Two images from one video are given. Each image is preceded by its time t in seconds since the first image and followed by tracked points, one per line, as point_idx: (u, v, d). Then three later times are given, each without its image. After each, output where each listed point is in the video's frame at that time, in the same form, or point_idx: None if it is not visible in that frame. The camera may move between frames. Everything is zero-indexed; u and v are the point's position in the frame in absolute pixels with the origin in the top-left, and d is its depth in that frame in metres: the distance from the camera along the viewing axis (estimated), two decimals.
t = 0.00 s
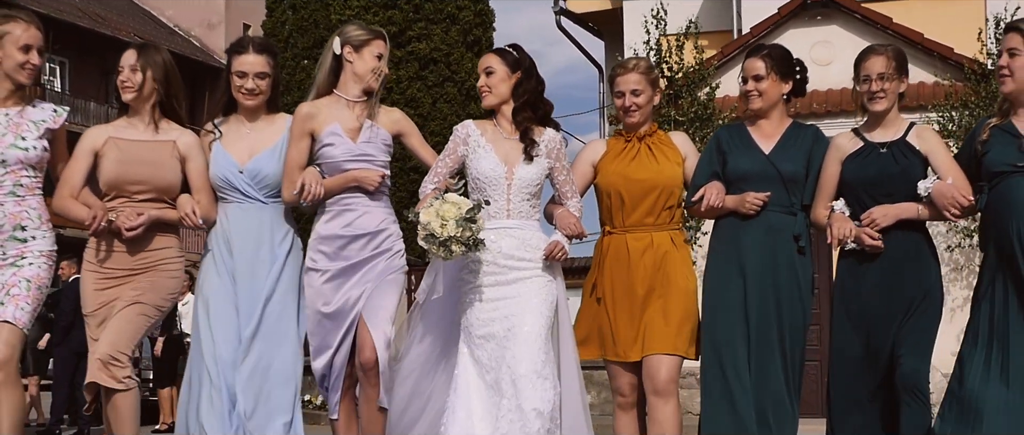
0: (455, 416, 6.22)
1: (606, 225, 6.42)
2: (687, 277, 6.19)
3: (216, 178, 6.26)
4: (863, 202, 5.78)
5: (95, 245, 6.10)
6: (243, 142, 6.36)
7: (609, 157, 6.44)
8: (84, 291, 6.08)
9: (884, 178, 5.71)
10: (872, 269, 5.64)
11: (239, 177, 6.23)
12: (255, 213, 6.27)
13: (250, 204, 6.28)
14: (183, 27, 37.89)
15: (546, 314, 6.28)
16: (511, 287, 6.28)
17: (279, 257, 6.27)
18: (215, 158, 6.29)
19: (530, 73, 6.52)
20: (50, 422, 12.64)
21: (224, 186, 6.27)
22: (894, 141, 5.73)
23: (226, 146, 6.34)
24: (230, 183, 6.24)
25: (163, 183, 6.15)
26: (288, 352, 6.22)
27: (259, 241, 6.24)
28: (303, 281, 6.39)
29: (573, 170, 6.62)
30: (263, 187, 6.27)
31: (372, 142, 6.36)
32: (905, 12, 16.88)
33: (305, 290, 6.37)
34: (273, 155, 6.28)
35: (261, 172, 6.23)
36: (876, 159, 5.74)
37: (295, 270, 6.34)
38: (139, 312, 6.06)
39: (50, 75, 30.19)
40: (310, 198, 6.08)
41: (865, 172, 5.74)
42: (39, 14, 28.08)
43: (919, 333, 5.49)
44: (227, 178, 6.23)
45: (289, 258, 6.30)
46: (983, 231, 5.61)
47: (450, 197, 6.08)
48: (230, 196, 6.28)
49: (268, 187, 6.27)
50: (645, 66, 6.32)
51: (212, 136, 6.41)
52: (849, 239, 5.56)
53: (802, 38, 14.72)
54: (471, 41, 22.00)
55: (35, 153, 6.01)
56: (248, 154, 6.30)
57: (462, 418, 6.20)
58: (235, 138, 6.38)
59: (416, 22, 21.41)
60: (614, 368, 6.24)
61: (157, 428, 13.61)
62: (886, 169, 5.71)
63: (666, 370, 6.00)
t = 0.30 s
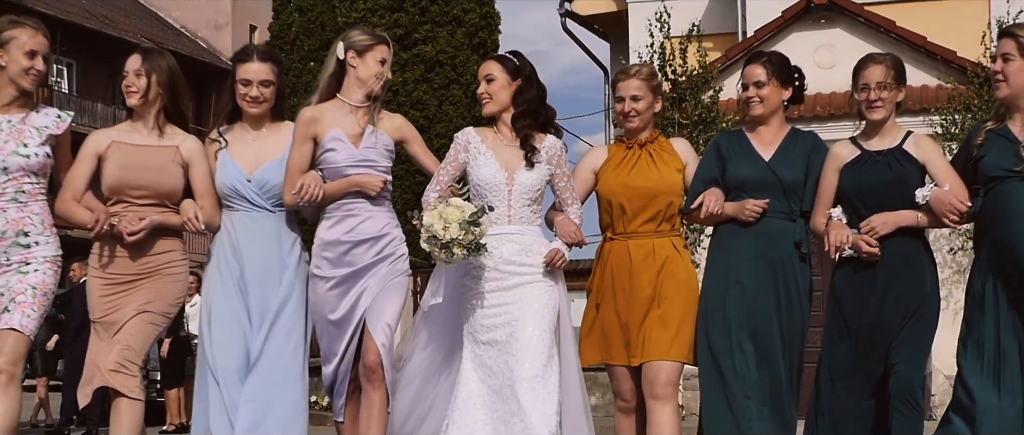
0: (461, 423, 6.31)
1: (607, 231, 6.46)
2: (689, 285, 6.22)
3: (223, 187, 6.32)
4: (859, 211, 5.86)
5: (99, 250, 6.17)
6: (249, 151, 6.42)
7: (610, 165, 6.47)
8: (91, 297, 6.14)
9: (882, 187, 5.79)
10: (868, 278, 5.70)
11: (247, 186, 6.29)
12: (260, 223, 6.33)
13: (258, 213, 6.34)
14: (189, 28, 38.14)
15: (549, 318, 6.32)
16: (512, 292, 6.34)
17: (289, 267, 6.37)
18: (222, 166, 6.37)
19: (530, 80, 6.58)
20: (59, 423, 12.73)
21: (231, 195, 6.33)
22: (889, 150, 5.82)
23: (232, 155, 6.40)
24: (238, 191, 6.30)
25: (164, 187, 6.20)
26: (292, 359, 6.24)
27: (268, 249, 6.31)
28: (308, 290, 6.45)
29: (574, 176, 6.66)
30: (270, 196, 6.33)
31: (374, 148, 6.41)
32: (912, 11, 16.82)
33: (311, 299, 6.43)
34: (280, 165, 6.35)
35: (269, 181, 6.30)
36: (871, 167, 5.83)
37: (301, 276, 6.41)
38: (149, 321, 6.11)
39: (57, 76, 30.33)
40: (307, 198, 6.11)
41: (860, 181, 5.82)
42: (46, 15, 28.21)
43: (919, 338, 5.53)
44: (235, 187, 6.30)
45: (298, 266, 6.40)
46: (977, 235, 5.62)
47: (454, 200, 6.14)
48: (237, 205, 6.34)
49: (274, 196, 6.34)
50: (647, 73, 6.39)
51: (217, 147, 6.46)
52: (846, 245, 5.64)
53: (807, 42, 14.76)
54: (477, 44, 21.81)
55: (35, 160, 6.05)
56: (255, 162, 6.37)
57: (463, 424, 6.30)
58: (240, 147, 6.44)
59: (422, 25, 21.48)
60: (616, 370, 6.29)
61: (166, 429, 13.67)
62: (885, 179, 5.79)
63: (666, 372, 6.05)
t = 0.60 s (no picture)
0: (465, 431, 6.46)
1: (607, 240, 6.48)
2: (689, 294, 6.26)
3: (226, 195, 6.36)
4: (854, 223, 5.88)
5: (99, 258, 6.23)
6: (251, 160, 6.45)
7: (610, 175, 6.49)
8: (95, 308, 6.19)
9: (878, 196, 5.81)
10: (859, 286, 5.78)
11: (251, 194, 6.33)
12: (262, 229, 6.37)
13: (262, 221, 6.38)
14: (196, 30, 38.28)
15: (550, 327, 6.37)
16: (514, 302, 6.38)
17: (293, 274, 6.41)
18: (224, 175, 6.40)
19: (529, 91, 6.62)
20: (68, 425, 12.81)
21: (234, 203, 6.36)
22: (886, 159, 5.84)
23: (235, 163, 6.43)
24: (241, 199, 6.34)
25: (165, 196, 6.25)
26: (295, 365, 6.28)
27: (270, 258, 6.35)
28: (312, 299, 6.48)
29: (574, 186, 6.70)
30: (275, 204, 6.38)
31: (375, 160, 6.46)
32: (919, 14, 16.83)
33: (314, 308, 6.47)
34: (282, 172, 6.40)
35: (273, 190, 6.35)
36: (869, 176, 5.84)
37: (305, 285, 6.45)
38: (154, 335, 6.16)
39: (64, 78, 30.50)
40: (306, 211, 6.16)
41: (857, 189, 5.84)
42: (53, 17, 28.38)
43: (910, 344, 5.64)
44: (238, 195, 6.33)
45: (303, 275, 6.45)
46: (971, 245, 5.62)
47: (455, 210, 6.19)
48: (242, 213, 6.38)
49: (278, 203, 6.38)
50: (648, 81, 6.45)
51: (218, 156, 6.48)
52: (839, 253, 5.75)
53: (809, 45, 14.82)
54: (481, 47, 21.95)
55: (37, 170, 6.10)
56: (258, 170, 6.41)
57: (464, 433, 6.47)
58: (243, 156, 6.46)
59: (427, 29, 21.49)
60: (615, 375, 6.33)
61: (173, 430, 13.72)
62: (881, 188, 5.81)
63: (666, 375, 6.10)
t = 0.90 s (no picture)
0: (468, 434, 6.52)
1: (606, 242, 6.51)
2: (686, 297, 6.29)
3: (227, 195, 6.40)
4: (848, 224, 5.93)
5: (100, 260, 6.29)
6: (252, 159, 6.49)
7: (610, 177, 6.51)
8: (97, 312, 6.24)
9: (874, 198, 5.85)
10: (854, 288, 5.84)
11: (250, 193, 6.37)
12: (262, 229, 6.41)
13: (262, 220, 6.42)
14: (200, 29, 38.40)
15: (548, 331, 6.41)
16: (512, 306, 6.42)
17: (290, 274, 6.43)
18: (224, 176, 6.44)
19: (529, 96, 6.70)
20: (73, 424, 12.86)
21: (234, 203, 6.40)
22: (885, 160, 5.87)
23: (234, 164, 6.47)
24: (241, 199, 6.38)
25: (165, 199, 6.29)
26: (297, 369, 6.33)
27: (269, 260, 6.37)
28: (311, 304, 6.51)
29: (573, 189, 6.73)
30: (275, 203, 6.42)
31: (376, 166, 6.48)
32: (920, 12, 16.87)
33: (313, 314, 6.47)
34: (282, 172, 6.43)
35: (272, 188, 6.39)
36: (866, 177, 5.88)
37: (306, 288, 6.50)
38: (157, 341, 6.19)
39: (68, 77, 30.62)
40: (306, 217, 6.21)
41: (854, 190, 5.89)
42: (57, 17, 28.50)
43: (904, 346, 5.68)
44: (238, 194, 6.37)
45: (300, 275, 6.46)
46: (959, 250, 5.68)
47: (455, 219, 6.22)
48: (241, 212, 6.41)
49: (278, 202, 6.42)
50: (649, 83, 6.48)
51: (219, 157, 6.53)
52: (833, 254, 5.76)
53: (809, 45, 14.85)
54: (485, 47, 22.00)
55: (36, 176, 6.16)
56: (257, 170, 6.45)
57: None
58: (242, 157, 6.50)
59: (430, 28, 21.61)
60: (614, 377, 6.37)
61: (178, 429, 13.76)
62: (878, 191, 5.85)
63: (665, 377, 6.15)
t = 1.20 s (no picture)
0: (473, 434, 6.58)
1: (607, 241, 6.59)
2: (685, 296, 6.34)
3: (231, 192, 6.46)
4: (844, 221, 5.98)
5: (103, 259, 6.34)
6: (256, 157, 6.56)
7: (612, 175, 6.57)
8: (102, 313, 6.29)
9: (871, 196, 5.91)
10: (851, 287, 5.88)
11: (254, 190, 6.42)
12: (267, 227, 6.47)
13: (266, 216, 6.48)
14: (206, 28, 38.52)
15: (549, 330, 6.46)
16: (511, 307, 6.47)
17: (292, 271, 6.47)
18: (228, 173, 6.50)
19: (532, 95, 6.75)
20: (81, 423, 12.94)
21: (239, 200, 6.47)
22: (884, 158, 5.92)
23: (238, 162, 6.54)
24: (245, 196, 6.44)
25: (167, 198, 6.36)
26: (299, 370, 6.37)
27: (271, 259, 6.43)
28: (314, 304, 6.57)
29: (574, 188, 6.79)
30: (278, 200, 6.48)
31: (378, 166, 6.55)
32: (920, 11, 16.96)
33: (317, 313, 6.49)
34: (285, 169, 6.50)
35: (275, 185, 6.44)
36: (864, 175, 5.93)
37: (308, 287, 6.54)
38: (158, 337, 6.25)
39: (75, 76, 30.77)
40: (303, 214, 6.26)
41: (851, 188, 5.93)
42: (65, 16, 28.66)
43: (902, 343, 5.70)
44: (242, 192, 6.43)
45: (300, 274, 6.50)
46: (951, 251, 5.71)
47: (457, 226, 6.26)
48: (246, 209, 6.48)
49: (282, 200, 6.48)
50: (651, 82, 6.55)
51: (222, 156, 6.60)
52: (829, 253, 5.83)
53: (812, 46, 15.17)
54: (490, 47, 22.13)
55: (38, 177, 6.24)
56: (260, 167, 6.51)
57: None
58: (246, 154, 6.57)
59: (436, 28, 21.68)
60: (615, 379, 6.43)
61: (186, 427, 13.84)
62: (875, 189, 5.90)
63: (666, 377, 6.23)
